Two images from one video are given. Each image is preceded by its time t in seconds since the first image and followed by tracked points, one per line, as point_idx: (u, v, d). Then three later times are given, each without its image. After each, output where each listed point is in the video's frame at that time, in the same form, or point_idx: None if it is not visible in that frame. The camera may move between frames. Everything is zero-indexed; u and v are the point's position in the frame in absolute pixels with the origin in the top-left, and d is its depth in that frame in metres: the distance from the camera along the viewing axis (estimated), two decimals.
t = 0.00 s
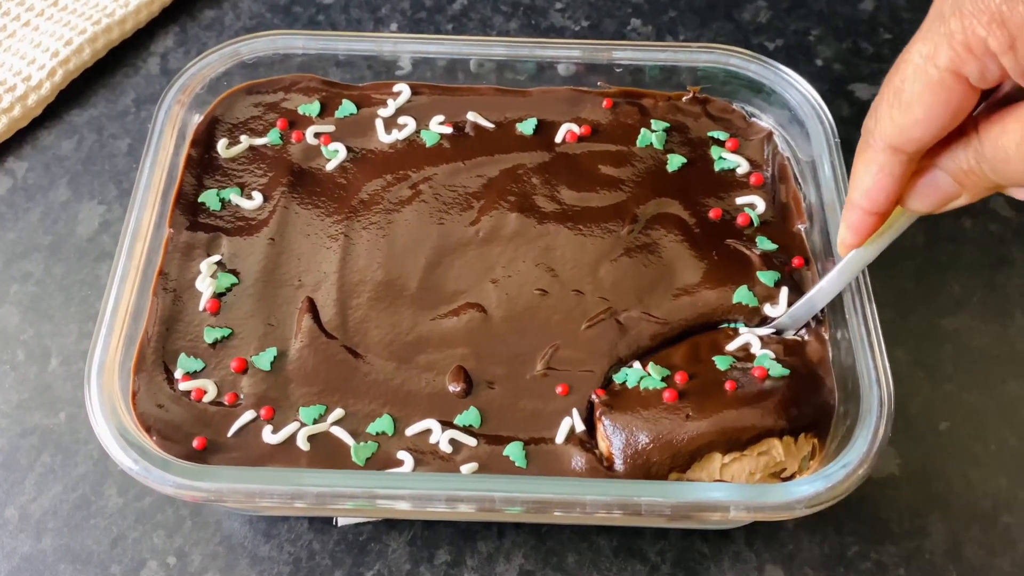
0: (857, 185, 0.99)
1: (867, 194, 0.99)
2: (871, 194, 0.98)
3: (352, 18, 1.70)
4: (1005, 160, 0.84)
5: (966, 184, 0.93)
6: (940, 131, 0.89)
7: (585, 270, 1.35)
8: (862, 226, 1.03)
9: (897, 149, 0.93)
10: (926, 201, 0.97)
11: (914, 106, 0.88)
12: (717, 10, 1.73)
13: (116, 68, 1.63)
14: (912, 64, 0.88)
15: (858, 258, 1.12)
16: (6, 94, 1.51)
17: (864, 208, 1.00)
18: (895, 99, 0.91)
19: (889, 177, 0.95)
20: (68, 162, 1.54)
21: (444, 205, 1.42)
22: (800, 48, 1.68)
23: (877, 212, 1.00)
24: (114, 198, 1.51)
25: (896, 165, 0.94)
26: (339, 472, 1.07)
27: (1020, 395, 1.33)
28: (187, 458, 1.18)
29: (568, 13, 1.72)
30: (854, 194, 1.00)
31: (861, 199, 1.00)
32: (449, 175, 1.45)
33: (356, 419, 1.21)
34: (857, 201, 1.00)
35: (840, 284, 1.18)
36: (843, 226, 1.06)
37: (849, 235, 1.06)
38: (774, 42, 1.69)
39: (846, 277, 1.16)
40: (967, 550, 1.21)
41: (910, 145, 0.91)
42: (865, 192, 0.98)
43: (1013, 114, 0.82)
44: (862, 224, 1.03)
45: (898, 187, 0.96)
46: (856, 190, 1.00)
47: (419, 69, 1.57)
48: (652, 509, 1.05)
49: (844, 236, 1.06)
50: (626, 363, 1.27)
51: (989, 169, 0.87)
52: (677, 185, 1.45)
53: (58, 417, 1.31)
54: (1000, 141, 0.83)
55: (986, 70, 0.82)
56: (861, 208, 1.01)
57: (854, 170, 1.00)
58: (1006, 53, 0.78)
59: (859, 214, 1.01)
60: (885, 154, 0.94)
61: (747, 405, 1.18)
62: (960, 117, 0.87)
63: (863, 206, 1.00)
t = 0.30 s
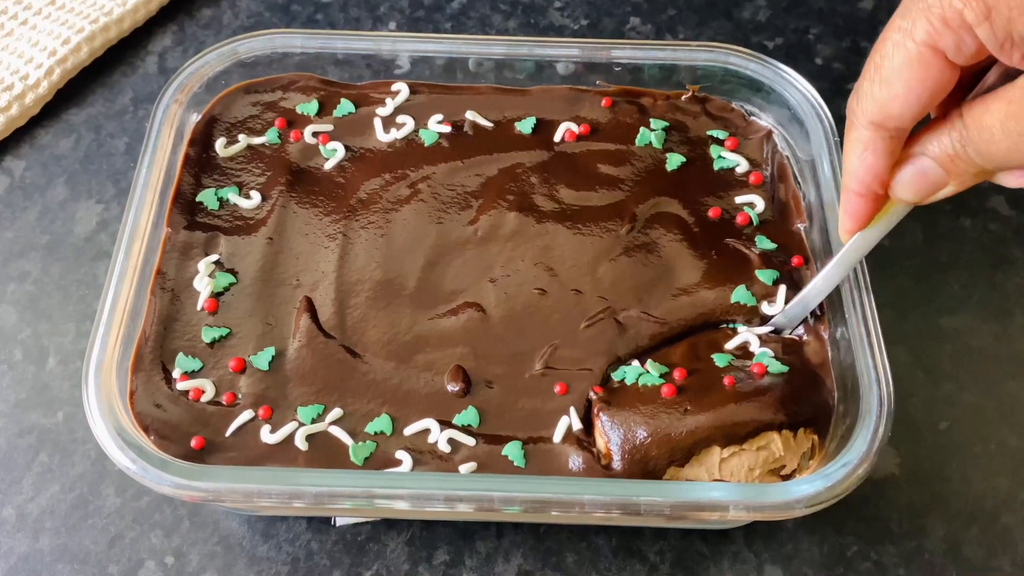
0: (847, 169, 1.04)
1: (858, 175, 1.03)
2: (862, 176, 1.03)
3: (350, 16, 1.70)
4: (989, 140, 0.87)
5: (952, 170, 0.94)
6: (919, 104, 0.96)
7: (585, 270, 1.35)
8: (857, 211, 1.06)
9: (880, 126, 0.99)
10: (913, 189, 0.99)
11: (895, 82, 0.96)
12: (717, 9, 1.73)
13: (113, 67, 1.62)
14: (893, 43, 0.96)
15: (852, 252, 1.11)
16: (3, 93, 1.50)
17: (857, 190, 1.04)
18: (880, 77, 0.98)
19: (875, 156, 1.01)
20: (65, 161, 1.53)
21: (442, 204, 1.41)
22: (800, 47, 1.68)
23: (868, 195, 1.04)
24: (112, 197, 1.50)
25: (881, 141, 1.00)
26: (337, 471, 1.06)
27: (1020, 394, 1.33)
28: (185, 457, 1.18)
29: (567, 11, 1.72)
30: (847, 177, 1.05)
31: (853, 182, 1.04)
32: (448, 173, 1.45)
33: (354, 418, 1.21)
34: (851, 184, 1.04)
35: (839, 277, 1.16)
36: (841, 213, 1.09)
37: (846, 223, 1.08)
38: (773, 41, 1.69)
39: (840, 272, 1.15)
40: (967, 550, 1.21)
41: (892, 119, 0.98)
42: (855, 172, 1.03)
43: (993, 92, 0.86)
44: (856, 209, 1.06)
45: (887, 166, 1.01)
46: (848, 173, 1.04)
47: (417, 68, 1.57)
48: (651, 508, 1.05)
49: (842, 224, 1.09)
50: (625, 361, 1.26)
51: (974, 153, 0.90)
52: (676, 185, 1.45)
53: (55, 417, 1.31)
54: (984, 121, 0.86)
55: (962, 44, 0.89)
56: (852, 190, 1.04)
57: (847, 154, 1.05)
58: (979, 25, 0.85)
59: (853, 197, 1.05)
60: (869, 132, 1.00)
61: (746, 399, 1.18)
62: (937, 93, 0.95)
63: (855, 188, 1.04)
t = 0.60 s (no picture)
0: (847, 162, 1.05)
1: (857, 167, 1.03)
2: (861, 167, 1.03)
3: (349, 15, 1.70)
4: (990, 130, 0.87)
5: (950, 162, 0.94)
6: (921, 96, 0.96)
7: (584, 269, 1.34)
8: (854, 205, 1.06)
9: (880, 117, 1.00)
10: (911, 182, 0.98)
11: (896, 71, 0.97)
12: (716, 8, 1.73)
13: (111, 66, 1.62)
14: (895, 34, 0.98)
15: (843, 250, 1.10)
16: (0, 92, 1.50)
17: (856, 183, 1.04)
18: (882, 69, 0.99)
19: (874, 147, 1.01)
20: (63, 160, 1.53)
21: (441, 203, 1.41)
22: (799, 46, 1.68)
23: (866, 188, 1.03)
24: (110, 196, 1.50)
25: (880, 133, 1.00)
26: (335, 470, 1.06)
27: (1019, 394, 1.32)
28: (184, 457, 1.18)
29: (566, 10, 1.72)
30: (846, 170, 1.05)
31: (851, 174, 1.04)
32: (446, 172, 1.44)
33: (353, 418, 1.21)
34: (849, 177, 1.04)
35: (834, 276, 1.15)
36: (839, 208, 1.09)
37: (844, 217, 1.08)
38: (773, 39, 1.68)
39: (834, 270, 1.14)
40: (967, 550, 1.20)
41: (893, 109, 0.98)
42: (854, 164, 1.03)
43: (993, 82, 0.86)
44: (854, 202, 1.05)
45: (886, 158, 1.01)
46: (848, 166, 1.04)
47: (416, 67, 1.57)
48: (650, 508, 1.04)
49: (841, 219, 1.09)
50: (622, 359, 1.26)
51: (972, 143, 0.90)
52: (675, 184, 1.45)
53: (53, 416, 1.31)
54: (984, 111, 0.87)
55: (963, 34, 0.91)
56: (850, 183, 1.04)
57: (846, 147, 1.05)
58: (981, 14, 0.87)
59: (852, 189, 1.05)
60: (868, 123, 1.01)
61: (745, 395, 1.18)
62: (938, 83, 0.95)
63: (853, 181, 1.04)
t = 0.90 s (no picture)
0: (873, 175, 1.02)
1: (885, 182, 1.01)
2: (888, 182, 1.01)
3: (347, 13, 1.70)
4: None
5: (982, 181, 0.95)
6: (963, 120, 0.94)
7: (582, 269, 1.34)
8: (875, 216, 1.04)
9: (916, 136, 0.97)
10: (940, 199, 0.98)
11: (940, 94, 0.93)
12: (715, 6, 1.72)
13: (109, 64, 1.62)
14: (943, 51, 0.94)
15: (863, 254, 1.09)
16: None
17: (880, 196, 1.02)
18: (923, 87, 0.95)
19: (905, 165, 0.99)
20: (60, 159, 1.53)
21: (439, 202, 1.41)
22: (798, 45, 1.67)
23: (891, 203, 1.02)
24: (107, 195, 1.50)
25: (914, 151, 0.98)
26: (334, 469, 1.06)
27: (1020, 393, 1.32)
28: (181, 457, 1.17)
29: (565, 8, 1.71)
30: (871, 182, 1.02)
31: (876, 187, 1.02)
32: (445, 171, 1.44)
33: (351, 418, 1.20)
34: (874, 191, 1.02)
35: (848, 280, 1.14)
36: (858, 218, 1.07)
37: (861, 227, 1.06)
38: (772, 38, 1.68)
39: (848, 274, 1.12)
40: (967, 550, 1.20)
41: (931, 130, 0.95)
42: (881, 180, 1.01)
43: None
44: (875, 215, 1.04)
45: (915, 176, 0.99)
46: (873, 179, 1.02)
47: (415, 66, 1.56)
48: (649, 507, 1.04)
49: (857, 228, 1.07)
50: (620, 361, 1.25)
51: (1011, 168, 0.91)
52: (674, 183, 1.44)
53: (50, 416, 1.30)
54: None
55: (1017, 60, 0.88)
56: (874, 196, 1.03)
57: (873, 159, 1.02)
58: None
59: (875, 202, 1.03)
60: (903, 141, 0.98)
61: (751, 400, 1.18)
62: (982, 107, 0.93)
63: (878, 194, 1.02)
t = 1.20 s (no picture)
0: (905, 173, 0.99)
1: (917, 181, 0.98)
2: (921, 181, 0.97)
3: (345, 12, 1.69)
4: None
5: (1020, 183, 0.92)
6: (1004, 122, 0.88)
7: (581, 269, 1.33)
8: (906, 214, 1.02)
9: (954, 135, 0.92)
10: (974, 200, 0.96)
11: (984, 93, 0.86)
12: (714, 5, 1.72)
13: (107, 63, 1.61)
14: (987, 48, 0.86)
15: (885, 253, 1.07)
16: None
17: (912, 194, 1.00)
18: (964, 85, 0.89)
19: (941, 164, 0.95)
20: (58, 158, 1.52)
21: (438, 201, 1.40)
22: (798, 44, 1.67)
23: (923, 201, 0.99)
24: (105, 195, 1.49)
25: (951, 151, 0.93)
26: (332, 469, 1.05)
27: (1020, 393, 1.32)
28: (179, 456, 1.17)
29: (563, 7, 1.71)
30: (903, 180, 0.99)
31: (907, 186, 0.99)
32: (444, 170, 1.44)
33: (349, 417, 1.20)
34: (906, 189, 0.99)
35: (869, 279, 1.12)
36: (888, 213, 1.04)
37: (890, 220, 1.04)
38: (771, 37, 1.68)
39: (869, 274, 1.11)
40: (966, 550, 1.20)
41: (970, 132, 0.90)
42: (914, 179, 0.98)
43: None
44: (906, 212, 1.02)
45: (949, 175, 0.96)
46: (906, 177, 0.99)
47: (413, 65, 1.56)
48: (648, 507, 1.04)
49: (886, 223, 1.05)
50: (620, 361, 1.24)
51: None
52: (673, 182, 1.44)
53: (48, 415, 1.30)
54: None
55: None
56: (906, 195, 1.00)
57: (905, 154, 0.98)
58: None
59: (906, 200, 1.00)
60: (941, 140, 0.93)
61: (765, 393, 1.15)
62: None
63: (910, 193, 0.99)
